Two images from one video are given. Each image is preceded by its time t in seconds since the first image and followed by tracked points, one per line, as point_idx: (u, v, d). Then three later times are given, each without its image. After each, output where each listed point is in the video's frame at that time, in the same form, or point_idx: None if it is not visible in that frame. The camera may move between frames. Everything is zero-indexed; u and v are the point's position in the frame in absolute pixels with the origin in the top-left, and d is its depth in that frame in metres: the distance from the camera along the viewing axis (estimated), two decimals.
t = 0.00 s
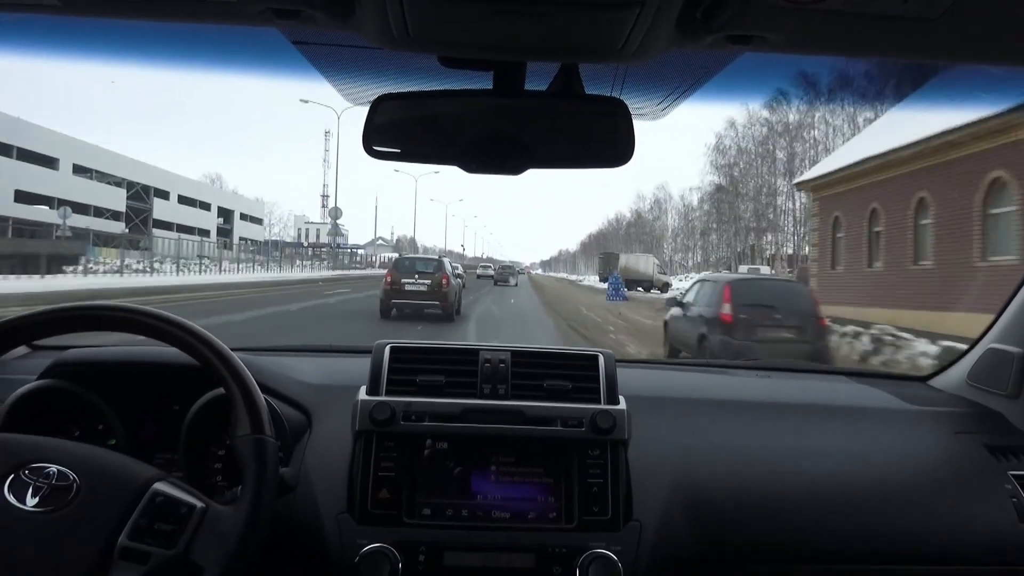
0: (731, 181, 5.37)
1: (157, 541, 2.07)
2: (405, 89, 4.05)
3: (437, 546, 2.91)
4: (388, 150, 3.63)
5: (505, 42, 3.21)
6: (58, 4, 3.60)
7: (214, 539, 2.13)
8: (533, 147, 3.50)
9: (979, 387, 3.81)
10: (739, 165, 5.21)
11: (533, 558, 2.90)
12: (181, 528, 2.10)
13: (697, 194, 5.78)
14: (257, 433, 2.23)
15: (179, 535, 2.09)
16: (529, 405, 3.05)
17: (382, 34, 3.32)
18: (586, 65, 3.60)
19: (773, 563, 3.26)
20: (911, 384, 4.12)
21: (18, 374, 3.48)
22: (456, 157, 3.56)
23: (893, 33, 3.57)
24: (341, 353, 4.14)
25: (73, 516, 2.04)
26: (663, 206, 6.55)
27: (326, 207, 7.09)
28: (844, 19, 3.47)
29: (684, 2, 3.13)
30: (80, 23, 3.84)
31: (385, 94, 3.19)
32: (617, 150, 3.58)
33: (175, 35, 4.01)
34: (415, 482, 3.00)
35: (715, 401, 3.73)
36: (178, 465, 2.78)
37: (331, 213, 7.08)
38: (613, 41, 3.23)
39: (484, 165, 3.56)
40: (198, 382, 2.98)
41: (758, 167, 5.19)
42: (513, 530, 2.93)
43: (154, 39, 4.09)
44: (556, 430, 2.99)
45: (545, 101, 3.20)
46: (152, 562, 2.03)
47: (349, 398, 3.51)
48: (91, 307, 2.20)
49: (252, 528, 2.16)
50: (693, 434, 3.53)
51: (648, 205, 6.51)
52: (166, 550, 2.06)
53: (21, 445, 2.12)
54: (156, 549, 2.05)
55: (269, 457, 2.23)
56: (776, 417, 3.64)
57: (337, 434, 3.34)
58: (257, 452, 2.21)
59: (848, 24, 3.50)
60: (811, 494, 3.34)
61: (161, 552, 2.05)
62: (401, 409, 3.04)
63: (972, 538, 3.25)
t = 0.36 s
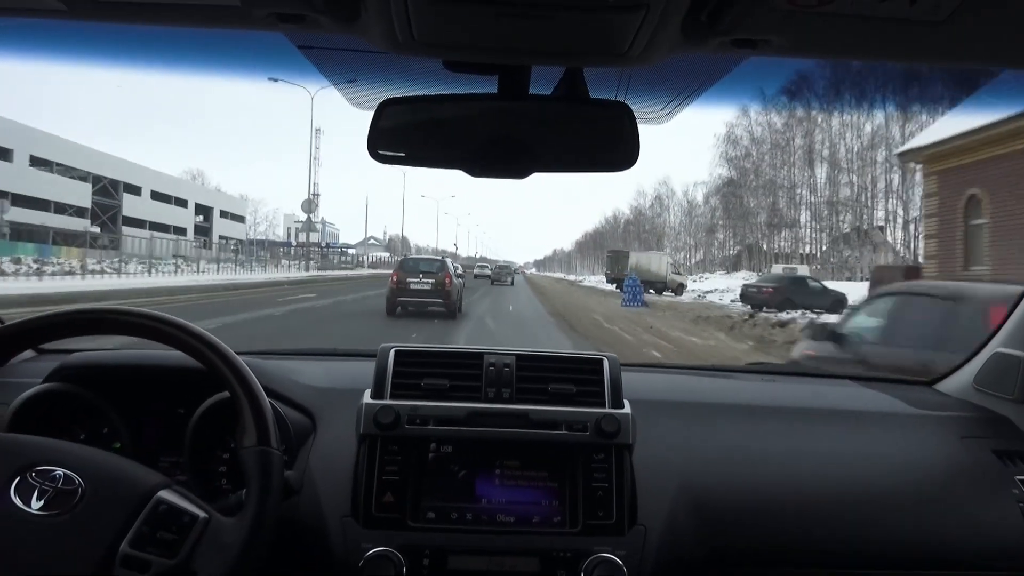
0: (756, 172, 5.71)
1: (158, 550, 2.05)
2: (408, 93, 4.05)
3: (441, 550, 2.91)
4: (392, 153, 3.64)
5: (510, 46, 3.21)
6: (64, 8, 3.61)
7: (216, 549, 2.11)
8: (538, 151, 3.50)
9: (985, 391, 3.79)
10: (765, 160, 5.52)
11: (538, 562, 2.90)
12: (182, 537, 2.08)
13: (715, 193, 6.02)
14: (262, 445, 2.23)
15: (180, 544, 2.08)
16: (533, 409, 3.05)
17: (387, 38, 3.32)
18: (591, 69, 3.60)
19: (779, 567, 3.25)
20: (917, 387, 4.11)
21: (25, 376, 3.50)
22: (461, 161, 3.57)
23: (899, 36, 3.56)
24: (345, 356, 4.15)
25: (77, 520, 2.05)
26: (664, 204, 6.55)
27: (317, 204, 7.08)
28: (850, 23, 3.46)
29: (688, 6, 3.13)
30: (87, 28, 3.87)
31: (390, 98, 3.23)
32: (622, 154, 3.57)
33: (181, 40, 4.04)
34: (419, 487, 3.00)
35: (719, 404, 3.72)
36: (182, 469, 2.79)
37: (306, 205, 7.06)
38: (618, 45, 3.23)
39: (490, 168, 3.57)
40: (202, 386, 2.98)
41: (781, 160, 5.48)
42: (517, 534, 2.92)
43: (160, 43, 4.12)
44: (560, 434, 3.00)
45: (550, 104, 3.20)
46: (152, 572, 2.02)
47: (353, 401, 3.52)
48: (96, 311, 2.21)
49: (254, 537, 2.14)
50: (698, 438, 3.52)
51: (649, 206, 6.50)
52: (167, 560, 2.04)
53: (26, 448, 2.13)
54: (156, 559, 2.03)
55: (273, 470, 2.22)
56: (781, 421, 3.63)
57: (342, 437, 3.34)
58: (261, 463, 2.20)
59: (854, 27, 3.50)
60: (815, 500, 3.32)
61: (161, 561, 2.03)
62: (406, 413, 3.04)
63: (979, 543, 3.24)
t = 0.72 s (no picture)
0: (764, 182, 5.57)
1: (166, 542, 2.08)
2: (411, 91, 4.06)
3: (446, 546, 2.91)
4: (395, 151, 3.64)
5: (513, 43, 3.21)
6: (67, 6, 3.61)
7: (224, 540, 2.15)
8: (540, 147, 3.50)
9: (989, 386, 3.79)
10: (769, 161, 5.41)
11: (541, 558, 2.90)
12: (190, 529, 2.11)
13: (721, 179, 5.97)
14: (266, 436, 2.25)
15: (189, 535, 2.10)
16: (537, 405, 3.05)
17: (390, 35, 3.32)
18: (594, 65, 3.60)
19: (782, 563, 3.25)
20: (920, 383, 4.11)
21: (29, 374, 3.51)
22: (464, 157, 3.57)
23: (903, 31, 3.55)
24: (347, 353, 4.15)
25: (83, 517, 2.05)
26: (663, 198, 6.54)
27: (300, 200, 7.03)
28: (853, 19, 3.46)
29: (691, 3, 3.13)
30: (89, 25, 3.87)
31: (393, 94, 3.20)
32: (625, 151, 3.57)
33: (182, 37, 4.04)
34: (423, 484, 3.00)
35: (722, 400, 3.72)
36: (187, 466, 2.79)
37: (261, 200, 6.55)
38: (621, 42, 3.23)
39: (492, 164, 3.56)
40: (206, 384, 2.99)
41: (791, 158, 5.33)
42: (520, 530, 2.93)
43: (161, 41, 4.12)
44: (564, 430, 3.00)
45: (553, 101, 3.20)
46: (162, 564, 2.04)
47: (356, 398, 3.52)
48: (103, 308, 2.21)
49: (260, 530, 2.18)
50: (702, 434, 3.52)
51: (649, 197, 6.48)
52: (175, 552, 2.06)
53: (31, 446, 2.13)
54: (165, 551, 2.06)
55: (277, 459, 2.24)
56: (784, 417, 3.63)
57: (345, 433, 3.35)
58: (265, 455, 2.22)
59: (857, 22, 3.49)
60: (819, 495, 3.33)
61: (170, 553, 2.06)
62: (409, 410, 3.04)
63: (984, 538, 3.23)
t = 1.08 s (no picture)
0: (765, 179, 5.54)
1: (171, 525, 2.10)
2: (409, 93, 4.06)
3: (443, 549, 2.91)
4: (393, 153, 3.64)
5: (510, 46, 3.21)
6: (65, 8, 3.61)
7: (228, 515, 2.14)
8: (539, 150, 3.51)
9: (986, 390, 3.79)
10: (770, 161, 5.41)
11: (539, 561, 2.88)
12: (193, 510, 2.12)
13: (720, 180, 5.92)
14: (256, 411, 2.24)
15: (193, 516, 2.11)
16: (534, 408, 3.05)
17: (388, 37, 3.32)
18: (591, 69, 3.60)
19: (779, 566, 3.25)
20: (917, 386, 4.12)
21: (26, 377, 3.50)
22: (462, 160, 3.57)
23: (902, 35, 3.56)
24: (343, 356, 4.15)
25: (79, 517, 2.06)
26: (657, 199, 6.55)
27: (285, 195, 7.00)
28: (851, 23, 3.47)
29: (690, 6, 3.13)
30: (88, 27, 3.87)
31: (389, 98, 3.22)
32: (623, 152, 3.56)
33: (181, 39, 4.04)
34: (420, 486, 3.00)
35: (719, 404, 3.73)
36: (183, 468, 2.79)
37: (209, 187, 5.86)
38: (618, 45, 3.24)
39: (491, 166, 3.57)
40: (202, 386, 2.98)
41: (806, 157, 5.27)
42: (517, 534, 2.92)
43: (160, 43, 4.12)
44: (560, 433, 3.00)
45: (551, 103, 3.20)
46: (170, 547, 2.06)
47: (353, 401, 3.52)
48: (101, 310, 2.22)
49: (264, 501, 2.16)
50: (698, 436, 3.52)
51: (646, 196, 6.49)
52: (182, 532, 2.09)
53: (26, 451, 2.14)
54: (171, 533, 2.08)
55: (271, 434, 2.22)
56: (780, 420, 3.63)
57: (341, 436, 3.35)
58: (257, 430, 2.21)
59: (855, 26, 3.50)
60: (816, 495, 3.33)
61: (178, 534, 2.08)
62: (406, 413, 3.04)
63: (981, 541, 3.24)
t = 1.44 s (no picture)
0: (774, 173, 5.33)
1: (168, 516, 2.09)
2: (404, 93, 4.06)
3: (436, 548, 2.91)
4: (387, 152, 3.64)
5: (504, 45, 3.21)
6: (57, 7, 3.60)
7: (223, 504, 2.12)
8: (533, 150, 3.51)
9: (978, 388, 3.80)
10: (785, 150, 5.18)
11: (533, 560, 2.89)
12: (190, 499, 2.11)
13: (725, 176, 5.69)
14: (245, 400, 2.23)
15: (189, 506, 2.10)
16: (528, 407, 3.05)
17: (381, 35, 3.32)
18: (586, 67, 3.60)
19: (773, 565, 3.25)
20: (910, 385, 4.13)
21: (18, 376, 3.49)
22: (456, 160, 3.57)
23: (894, 34, 3.56)
24: (337, 355, 4.14)
25: (71, 516, 2.06)
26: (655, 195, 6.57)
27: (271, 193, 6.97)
28: (844, 22, 3.47)
29: (683, 5, 3.13)
30: (81, 26, 3.86)
31: (383, 98, 3.23)
32: (619, 151, 3.56)
33: (176, 38, 4.04)
34: (414, 485, 2.99)
35: (713, 402, 3.74)
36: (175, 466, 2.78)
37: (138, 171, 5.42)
38: (611, 44, 3.24)
39: (486, 166, 3.56)
40: (195, 385, 2.98)
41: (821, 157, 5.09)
42: (510, 533, 2.92)
43: (156, 43, 4.12)
44: (554, 432, 3.00)
45: (545, 102, 3.20)
46: (167, 537, 2.06)
47: (347, 400, 3.52)
48: (100, 309, 2.21)
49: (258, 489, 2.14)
50: (692, 434, 3.53)
51: (642, 193, 6.46)
52: (179, 522, 2.08)
53: (17, 452, 2.14)
54: (168, 523, 2.07)
55: (261, 421, 2.21)
56: (773, 418, 3.64)
57: (334, 436, 3.34)
58: (247, 418, 2.20)
59: (848, 26, 3.50)
60: (810, 491, 3.34)
61: (175, 524, 2.07)
62: (400, 412, 3.04)
63: (973, 539, 3.25)
